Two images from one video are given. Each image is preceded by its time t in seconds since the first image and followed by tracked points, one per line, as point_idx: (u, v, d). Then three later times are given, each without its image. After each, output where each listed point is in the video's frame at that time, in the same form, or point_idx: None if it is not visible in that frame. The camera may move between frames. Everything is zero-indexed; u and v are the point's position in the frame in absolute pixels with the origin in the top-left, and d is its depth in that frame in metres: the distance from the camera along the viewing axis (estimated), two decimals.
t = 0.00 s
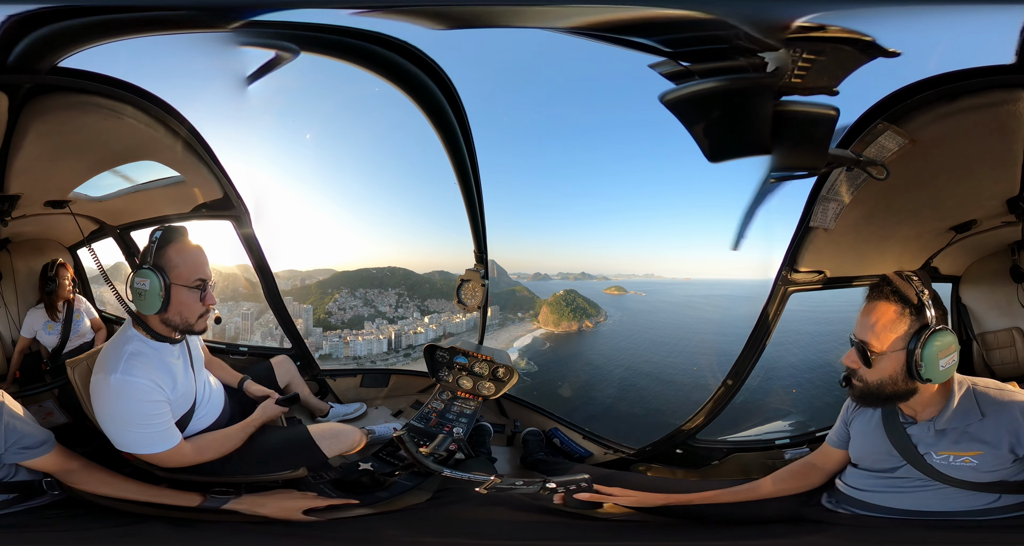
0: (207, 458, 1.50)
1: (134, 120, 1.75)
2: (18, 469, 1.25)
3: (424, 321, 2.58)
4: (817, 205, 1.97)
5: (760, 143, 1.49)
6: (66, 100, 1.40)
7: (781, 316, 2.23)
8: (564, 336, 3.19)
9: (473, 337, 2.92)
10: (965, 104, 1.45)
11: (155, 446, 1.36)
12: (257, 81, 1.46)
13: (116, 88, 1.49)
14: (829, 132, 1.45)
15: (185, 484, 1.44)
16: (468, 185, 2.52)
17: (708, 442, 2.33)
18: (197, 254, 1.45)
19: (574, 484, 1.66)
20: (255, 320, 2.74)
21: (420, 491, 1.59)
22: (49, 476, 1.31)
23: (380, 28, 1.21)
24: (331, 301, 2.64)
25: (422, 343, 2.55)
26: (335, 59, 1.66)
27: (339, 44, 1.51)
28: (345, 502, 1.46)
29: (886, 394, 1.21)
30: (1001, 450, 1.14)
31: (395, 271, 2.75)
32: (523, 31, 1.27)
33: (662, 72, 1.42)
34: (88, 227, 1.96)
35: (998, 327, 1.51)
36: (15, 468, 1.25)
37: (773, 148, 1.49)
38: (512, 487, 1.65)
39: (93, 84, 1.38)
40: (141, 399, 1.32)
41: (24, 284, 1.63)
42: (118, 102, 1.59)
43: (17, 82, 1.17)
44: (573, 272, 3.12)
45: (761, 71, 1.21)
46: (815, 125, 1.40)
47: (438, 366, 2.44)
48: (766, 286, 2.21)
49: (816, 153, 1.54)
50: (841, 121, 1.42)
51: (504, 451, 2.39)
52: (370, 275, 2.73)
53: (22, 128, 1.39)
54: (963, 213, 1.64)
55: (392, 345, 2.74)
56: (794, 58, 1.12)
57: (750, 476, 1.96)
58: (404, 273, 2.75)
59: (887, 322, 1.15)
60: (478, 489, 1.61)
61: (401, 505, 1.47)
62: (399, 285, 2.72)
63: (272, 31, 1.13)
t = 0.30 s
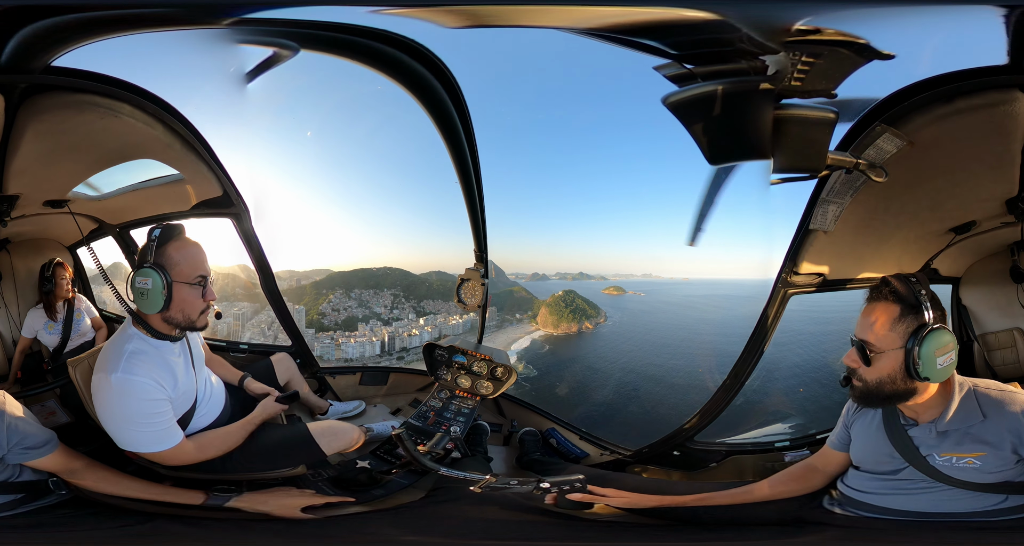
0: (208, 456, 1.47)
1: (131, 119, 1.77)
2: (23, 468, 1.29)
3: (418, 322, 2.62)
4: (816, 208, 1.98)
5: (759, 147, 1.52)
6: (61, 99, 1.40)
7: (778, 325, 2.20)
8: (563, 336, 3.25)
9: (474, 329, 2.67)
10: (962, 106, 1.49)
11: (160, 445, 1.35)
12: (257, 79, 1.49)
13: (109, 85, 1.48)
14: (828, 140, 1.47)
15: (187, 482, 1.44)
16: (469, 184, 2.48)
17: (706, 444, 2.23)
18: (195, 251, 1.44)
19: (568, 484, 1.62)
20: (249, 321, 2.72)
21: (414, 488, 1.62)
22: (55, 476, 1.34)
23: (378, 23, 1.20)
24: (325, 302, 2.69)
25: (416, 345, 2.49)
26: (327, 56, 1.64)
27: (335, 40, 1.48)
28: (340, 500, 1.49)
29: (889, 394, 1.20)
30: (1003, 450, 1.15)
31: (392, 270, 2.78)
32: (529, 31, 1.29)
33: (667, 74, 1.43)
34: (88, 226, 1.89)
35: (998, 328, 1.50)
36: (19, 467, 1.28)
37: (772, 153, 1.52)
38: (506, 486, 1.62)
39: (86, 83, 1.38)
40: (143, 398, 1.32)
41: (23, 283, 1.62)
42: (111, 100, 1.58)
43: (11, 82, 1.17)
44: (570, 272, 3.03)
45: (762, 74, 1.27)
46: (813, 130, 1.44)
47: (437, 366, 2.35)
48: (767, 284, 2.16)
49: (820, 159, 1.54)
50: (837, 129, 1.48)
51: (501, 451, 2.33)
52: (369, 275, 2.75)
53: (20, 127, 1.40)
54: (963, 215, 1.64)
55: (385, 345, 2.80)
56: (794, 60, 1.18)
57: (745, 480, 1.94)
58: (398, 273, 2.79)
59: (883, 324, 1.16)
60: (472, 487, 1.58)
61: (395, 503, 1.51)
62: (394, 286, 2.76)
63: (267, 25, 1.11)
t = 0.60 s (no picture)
0: (209, 453, 1.48)
1: (127, 116, 1.77)
2: (28, 468, 1.30)
3: (414, 324, 2.58)
4: (816, 211, 1.95)
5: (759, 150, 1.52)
6: (57, 98, 1.40)
7: (777, 332, 2.20)
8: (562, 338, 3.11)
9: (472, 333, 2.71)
10: (957, 106, 1.48)
11: (161, 442, 1.36)
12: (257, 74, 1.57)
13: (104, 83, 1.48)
14: (824, 141, 1.47)
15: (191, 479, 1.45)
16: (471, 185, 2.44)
17: (705, 446, 2.23)
18: (195, 248, 1.44)
19: (562, 485, 1.64)
20: (243, 321, 2.57)
21: (408, 488, 1.62)
22: (60, 475, 1.35)
23: (376, 17, 1.19)
24: (319, 303, 2.65)
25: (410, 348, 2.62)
26: (324, 52, 1.61)
27: (332, 36, 1.45)
28: (335, 499, 1.50)
29: (890, 395, 1.20)
30: (1008, 450, 1.14)
31: (389, 270, 2.73)
32: (534, 30, 1.32)
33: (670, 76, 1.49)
34: (88, 225, 1.88)
35: (999, 329, 1.49)
36: (24, 467, 1.29)
37: (772, 156, 1.53)
38: (498, 486, 1.63)
39: (81, 81, 1.37)
40: (145, 396, 1.32)
41: (24, 282, 1.65)
42: (107, 99, 1.59)
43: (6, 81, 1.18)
44: (569, 272, 2.92)
45: (761, 77, 1.31)
46: (811, 132, 1.42)
47: (435, 366, 2.35)
48: (768, 292, 2.16)
49: (817, 160, 1.53)
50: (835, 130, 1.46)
51: (497, 450, 2.37)
52: (367, 275, 2.70)
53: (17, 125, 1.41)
54: (962, 215, 1.65)
55: (377, 347, 2.77)
56: (793, 63, 1.23)
57: (743, 481, 2.00)
58: (394, 273, 2.72)
59: (885, 323, 1.15)
60: (465, 487, 1.59)
61: (386, 502, 1.52)
62: (389, 287, 2.69)
63: (260, 20, 1.09)
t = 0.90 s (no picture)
0: (210, 451, 1.49)
1: (125, 115, 1.78)
2: (33, 468, 1.28)
3: (408, 326, 2.61)
4: (816, 213, 1.94)
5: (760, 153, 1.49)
6: (55, 98, 1.40)
7: (777, 337, 2.19)
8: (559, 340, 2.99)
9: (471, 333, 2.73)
10: (955, 107, 1.49)
11: (162, 440, 1.36)
12: (257, 72, 1.57)
13: (100, 82, 1.47)
14: (823, 143, 1.49)
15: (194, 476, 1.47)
16: (471, 183, 2.44)
17: (704, 449, 2.25)
18: (195, 246, 1.44)
19: (553, 487, 1.68)
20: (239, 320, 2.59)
21: (403, 486, 1.61)
22: (66, 474, 1.33)
23: (375, 14, 1.18)
24: (313, 303, 2.69)
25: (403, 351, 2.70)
26: (326, 50, 1.62)
27: (335, 34, 1.45)
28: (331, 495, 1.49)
29: (888, 399, 1.20)
30: (1012, 451, 1.14)
31: (384, 270, 2.75)
32: (542, 31, 1.37)
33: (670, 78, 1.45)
34: (88, 222, 1.97)
35: (999, 329, 1.49)
36: (29, 467, 1.27)
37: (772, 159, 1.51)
38: (490, 486, 1.65)
39: (77, 80, 1.38)
40: (147, 394, 1.32)
41: (23, 282, 1.64)
42: (106, 97, 1.60)
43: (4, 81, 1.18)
44: (567, 272, 2.89)
45: (761, 79, 1.32)
46: (811, 135, 1.43)
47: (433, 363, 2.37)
48: (768, 296, 2.15)
49: (817, 161, 1.54)
50: (834, 133, 1.48)
51: (493, 450, 2.37)
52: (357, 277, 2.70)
53: (17, 126, 1.42)
54: (961, 217, 1.65)
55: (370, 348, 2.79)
56: (791, 64, 1.26)
57: (739, 485, 2.04)
58: (392, 273, 2.74)
59: (888, 325, 1.15)
60: (457, 487, 1.58)
61: (382, 500, 1.51)
62: (384, 288, 2.73)
63: (257, 17, 1.09)
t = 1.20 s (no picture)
0: (211, 449, 1.49)
1: (123, 113, 1.77)
2: (37, 467, 1.29)
3: (404, 328, 2.70)
4: (816, 214, 1.95)
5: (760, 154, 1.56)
6: (53, 97, 1.41)
7: (778, 333, 2.19)
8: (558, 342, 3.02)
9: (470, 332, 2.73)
10: (951, 109, 1.49)
11: (164, 438, 1.35)
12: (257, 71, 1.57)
13: (96, 81, 1.47)
14: (823, 143, 1.52)
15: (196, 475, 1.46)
16: (473, 183, 2.43)
17: (701, 451, 2.22)
18: (193, 244, 1.43)
19: (547, 488, 1.66)
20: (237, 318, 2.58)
21: (397, 484, 1.63)
22: (70, 474, 1.34)
23: (374, 13, 1.18)
24: (308, 304, 2.73)
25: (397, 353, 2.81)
26: (332, 50, 1.63)
27: (338, 32, 1.45)
28: (328, 493, 1.49)
29: (889, 401, 1.20)
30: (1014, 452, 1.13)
31: (380, 270, 2.76)
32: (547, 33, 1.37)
33: (673, 79, 1.47)
34: (88, 221, 2.04)
35: (1000, 329, 1.48)
36: (32, 467, 1.28)
37: (772, 160, 1.57)
38: (485, 486, 1.65)
39: (73, 79, 1.38)
40: (148, 392, 1.32)
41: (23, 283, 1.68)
42: (104, 95, 1.59)
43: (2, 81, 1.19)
44: (564, 272, 2.94)
45: (762, 81, 1.32)
46: (811, 135, 1.47)
47: (432, 362, 2.35)
48: (766, 299, 2.14)
49: (818, 162, 1.58)
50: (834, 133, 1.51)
51: (489, 449, 2.34)
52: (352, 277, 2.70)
53: (11, 126, 1.40)
54: (960, 217, 1.64)
55: (362, 350, 2.85)
56: (790, 67, 1.24)
57: (733, 487, 2.00)
58: (387, 273, 2.76)
59: (889, 327, 1.15)
60: (452, 486, 1.58)
61: (376, 498, 1.53)
62: (380, 288, 2.74)
63: (254, 15, 1.09)
